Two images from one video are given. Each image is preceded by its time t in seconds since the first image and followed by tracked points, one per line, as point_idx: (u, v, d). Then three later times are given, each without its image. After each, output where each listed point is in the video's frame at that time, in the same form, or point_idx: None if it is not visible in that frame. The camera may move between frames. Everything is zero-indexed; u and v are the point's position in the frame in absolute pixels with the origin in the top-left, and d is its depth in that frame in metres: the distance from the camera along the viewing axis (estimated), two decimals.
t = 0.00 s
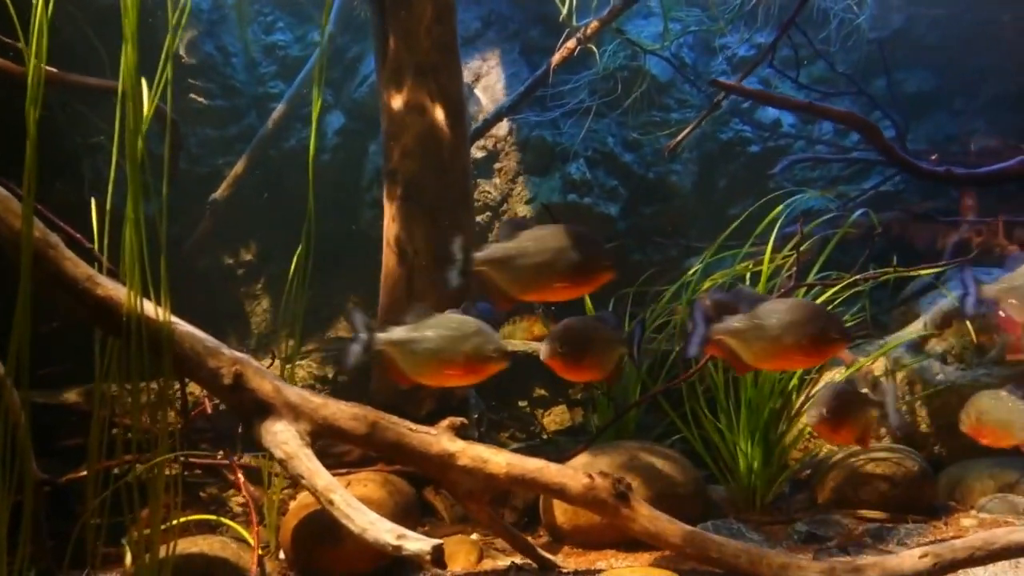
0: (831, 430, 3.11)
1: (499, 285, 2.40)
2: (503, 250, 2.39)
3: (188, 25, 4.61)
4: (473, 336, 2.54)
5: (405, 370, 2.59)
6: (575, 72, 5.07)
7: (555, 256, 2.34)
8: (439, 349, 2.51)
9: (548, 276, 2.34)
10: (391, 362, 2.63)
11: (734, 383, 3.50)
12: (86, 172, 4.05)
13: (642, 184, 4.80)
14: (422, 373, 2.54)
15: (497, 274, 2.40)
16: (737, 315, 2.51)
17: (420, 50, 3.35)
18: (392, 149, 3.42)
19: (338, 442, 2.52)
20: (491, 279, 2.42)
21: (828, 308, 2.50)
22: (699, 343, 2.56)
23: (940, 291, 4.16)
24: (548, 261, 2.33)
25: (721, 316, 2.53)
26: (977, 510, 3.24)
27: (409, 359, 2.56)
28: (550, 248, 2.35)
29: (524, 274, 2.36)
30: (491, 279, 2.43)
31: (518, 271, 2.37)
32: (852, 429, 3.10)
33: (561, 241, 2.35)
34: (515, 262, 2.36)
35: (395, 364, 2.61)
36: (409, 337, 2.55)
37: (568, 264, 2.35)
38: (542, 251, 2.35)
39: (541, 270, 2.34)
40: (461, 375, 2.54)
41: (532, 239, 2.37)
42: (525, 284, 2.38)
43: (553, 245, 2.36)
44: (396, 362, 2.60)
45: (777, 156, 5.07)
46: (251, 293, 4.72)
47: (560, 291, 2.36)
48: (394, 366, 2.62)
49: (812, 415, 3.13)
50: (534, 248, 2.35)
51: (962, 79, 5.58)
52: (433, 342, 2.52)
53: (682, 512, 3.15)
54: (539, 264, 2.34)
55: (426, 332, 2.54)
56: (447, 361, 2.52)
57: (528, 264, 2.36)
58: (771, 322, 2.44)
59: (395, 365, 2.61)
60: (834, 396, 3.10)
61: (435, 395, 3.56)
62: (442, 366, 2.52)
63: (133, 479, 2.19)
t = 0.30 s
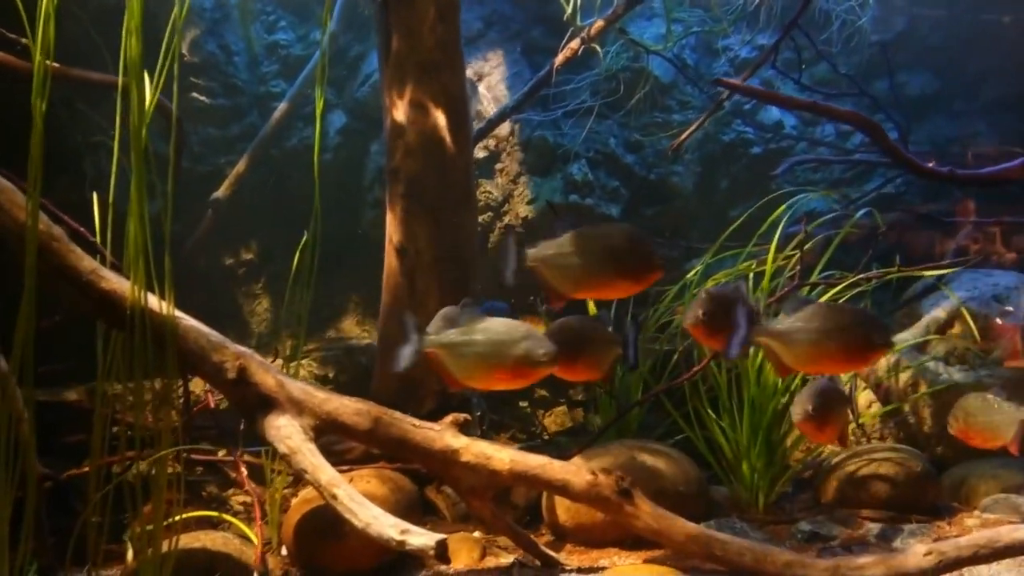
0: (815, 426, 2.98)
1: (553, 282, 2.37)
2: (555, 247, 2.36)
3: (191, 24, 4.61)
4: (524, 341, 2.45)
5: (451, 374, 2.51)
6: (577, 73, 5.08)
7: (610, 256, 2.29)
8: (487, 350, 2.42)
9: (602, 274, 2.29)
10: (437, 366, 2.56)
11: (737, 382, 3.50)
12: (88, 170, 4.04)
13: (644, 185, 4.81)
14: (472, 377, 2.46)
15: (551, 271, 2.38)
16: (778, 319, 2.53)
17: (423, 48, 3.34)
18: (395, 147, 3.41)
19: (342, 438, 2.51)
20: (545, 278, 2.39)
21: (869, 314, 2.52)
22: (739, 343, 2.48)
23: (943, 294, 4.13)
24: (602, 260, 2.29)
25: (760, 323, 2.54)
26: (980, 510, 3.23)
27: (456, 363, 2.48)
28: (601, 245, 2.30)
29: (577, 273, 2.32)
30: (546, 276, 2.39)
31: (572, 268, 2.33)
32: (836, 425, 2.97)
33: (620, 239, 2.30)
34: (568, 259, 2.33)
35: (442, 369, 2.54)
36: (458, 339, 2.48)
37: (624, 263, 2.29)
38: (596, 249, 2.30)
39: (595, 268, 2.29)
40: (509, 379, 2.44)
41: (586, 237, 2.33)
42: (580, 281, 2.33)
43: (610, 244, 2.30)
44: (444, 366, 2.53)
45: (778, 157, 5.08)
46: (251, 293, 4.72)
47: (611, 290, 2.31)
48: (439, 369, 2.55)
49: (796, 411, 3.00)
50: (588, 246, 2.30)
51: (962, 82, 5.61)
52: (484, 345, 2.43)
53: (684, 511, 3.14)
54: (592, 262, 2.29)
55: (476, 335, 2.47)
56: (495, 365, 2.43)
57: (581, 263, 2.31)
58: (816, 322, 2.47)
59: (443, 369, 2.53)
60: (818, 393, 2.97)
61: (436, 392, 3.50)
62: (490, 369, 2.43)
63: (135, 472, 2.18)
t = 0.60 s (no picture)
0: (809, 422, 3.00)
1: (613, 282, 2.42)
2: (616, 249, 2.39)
3: (198, 20, 4.61)
4: (581, 343, 2.51)
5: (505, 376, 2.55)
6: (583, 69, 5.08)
7: (670, 259, 2.33)
8: (546, 355, 2.47)
9: (661, 276, 2.34)
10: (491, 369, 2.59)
11: (746, 378, 3.49)
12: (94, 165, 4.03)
13: (651, 182, 4.79)
14: (529, 380, 2.51)
15: (613, 272, 2.42)
16: (825, 318, 2.61)
17: (431, 43, 3.30)
18: (403, 142, 3.39)
19: (352, 431, 2.50)
20: (607, 279, 2.44)
21: (918, 317, 2.56)
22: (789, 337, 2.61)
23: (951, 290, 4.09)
24: (661, 262, 2.33)
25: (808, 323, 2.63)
26: (991, 506, 3.20)
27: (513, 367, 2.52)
28: (661, 248, 2.34)
29: (637, 274, 2.37)
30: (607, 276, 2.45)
31: (631, 270, 2.37)
32: (832, 420, 2.97)
33: (682, 243, 2.34)
34: (629, 261, 2.37)
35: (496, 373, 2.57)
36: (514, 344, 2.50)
37: (683, 265, 2.34)
38: (659, 251, 2.34)
39: (656, 270, 2.34)
40: (566, 381, 2.51)
41: (647, 238, 2.36)
42: (638, 280, 2.38)
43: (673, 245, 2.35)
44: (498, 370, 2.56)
45: (786, 154, 5.07)
46: (257, 291, 4.72)
47: (670, 291, 2.35)
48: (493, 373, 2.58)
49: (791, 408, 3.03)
50: (650, 248, 2.35)
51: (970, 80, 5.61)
52: (540, 349, 2.48)
53: (694, 507, 3.13)
54: (653, 264, 2.34)
55: (531, 339, 2.50)
56: (553, 367, 2.48)
57: (642, 264, 2.36)
58: (865, 323, 2.53)
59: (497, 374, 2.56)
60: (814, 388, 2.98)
61: (445, 387, 3.49)
62: (548, 372, 2.48)
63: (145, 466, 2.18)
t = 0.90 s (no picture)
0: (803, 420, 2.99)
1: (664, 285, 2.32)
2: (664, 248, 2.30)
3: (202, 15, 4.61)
4: (633, 341, 2.40)
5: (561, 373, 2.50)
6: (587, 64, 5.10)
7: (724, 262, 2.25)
8: (596, 355, 2.38)
9: (714, 276, 2.23)
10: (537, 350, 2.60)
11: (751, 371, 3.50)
12: (98, 160, 4.03)
13: (654, 178, 4.80)
14: (582, 381, 2.42)
15: (663, 272, 2.32)
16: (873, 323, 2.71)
17: (437, 36, 3.30)
18: (408, 136, 3.39)
19: (359, 423, 2.50)
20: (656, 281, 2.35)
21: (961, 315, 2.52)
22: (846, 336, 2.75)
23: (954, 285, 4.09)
24: (713, 262, 2.23)
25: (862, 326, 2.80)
26: (996, 501, 3.21)
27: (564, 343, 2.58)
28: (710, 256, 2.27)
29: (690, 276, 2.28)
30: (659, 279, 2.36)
31: (683, 271, 2.28)
32: (822, 417, 2.97)
33: (731, 242, 2.23)
34: (678, 262, 2.28)
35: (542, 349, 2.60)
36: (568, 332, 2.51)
37: (735, 264, 2.23)
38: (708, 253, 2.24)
39: (707, 270, 2.24)
40: (617, 381, 2.41)
41: (693, 241, 2.28)
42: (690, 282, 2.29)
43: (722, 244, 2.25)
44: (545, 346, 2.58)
45: (788, 151, 5.08)
46: (260, 286, 4.73)
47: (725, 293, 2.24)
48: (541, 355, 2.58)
49: (785, 401, 3.00)
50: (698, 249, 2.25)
51: (973, 76, 5.64)
52: (592, 348, 2.40)
53: (699, 501, 3.13)
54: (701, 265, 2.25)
55: (584, 339, 2.42)
56: (605, 367, 2.39)
57: (693, 265, 2.27)
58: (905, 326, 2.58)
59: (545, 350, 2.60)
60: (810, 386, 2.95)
61: (450, 381, 3.49)
62: (600, 372, 2.40)
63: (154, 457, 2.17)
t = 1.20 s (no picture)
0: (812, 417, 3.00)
1: (716, 291, 2.15)
2: (712, 253, 2.14)
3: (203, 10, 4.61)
4: (676, 338, 2.36)
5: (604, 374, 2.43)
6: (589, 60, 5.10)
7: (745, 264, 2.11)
8: (643, 356, 2.33)
9: (770, 281, 2.10)
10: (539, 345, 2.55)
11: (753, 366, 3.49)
12: (98, 155, 4.02)
13: (655, 175, 4.81)
14: (627, 381, 2.37)
15: (710, 278, 2.15)
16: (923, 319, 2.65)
17: (439, 30, 3.28)
18: (410, 130, 3.38)
19: (362, 415, 2.49)
20: (696, 288, 2.18)
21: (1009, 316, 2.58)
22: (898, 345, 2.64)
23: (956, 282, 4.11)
24: (768, 266, 2.10)
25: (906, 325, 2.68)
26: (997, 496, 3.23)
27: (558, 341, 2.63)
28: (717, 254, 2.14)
29: (740, 281, 2.12)
30: (704, 284, 2.17)
31: (733, 277, 2.13)
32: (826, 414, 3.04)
33: (782, 245, 2.10)
34: (730, 266, 2.12)
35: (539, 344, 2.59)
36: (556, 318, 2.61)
37: (790, 266, 2.10)
38: (763, 253, 2.11)
39: (761, 274, 2.10)
40: (663, 381, 2.36)
41: (743, 243, 2.13)
42: (743, 287, 2.13)
43: (770, 246, 2.12)
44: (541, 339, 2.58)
45: (789, 148, 5.09)
46: (261, 282, 4.74)
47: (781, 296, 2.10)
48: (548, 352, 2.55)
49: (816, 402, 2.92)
50: (750, 253, 2.10)
51: (974, 73, 5.68)
52: (639, 349, 2.34)
53: (701, 495, 3.13)
54: (755, 268, 2.10)
55: (630, 338, 2.36)
56: (652, 368, 2.34)
57: (744, 270, 2.12)
58: (967, 321, 2.55)
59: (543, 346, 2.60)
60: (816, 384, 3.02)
61: (452, 375, 3.45)
62: (647, 373, 2.34)
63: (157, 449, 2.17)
